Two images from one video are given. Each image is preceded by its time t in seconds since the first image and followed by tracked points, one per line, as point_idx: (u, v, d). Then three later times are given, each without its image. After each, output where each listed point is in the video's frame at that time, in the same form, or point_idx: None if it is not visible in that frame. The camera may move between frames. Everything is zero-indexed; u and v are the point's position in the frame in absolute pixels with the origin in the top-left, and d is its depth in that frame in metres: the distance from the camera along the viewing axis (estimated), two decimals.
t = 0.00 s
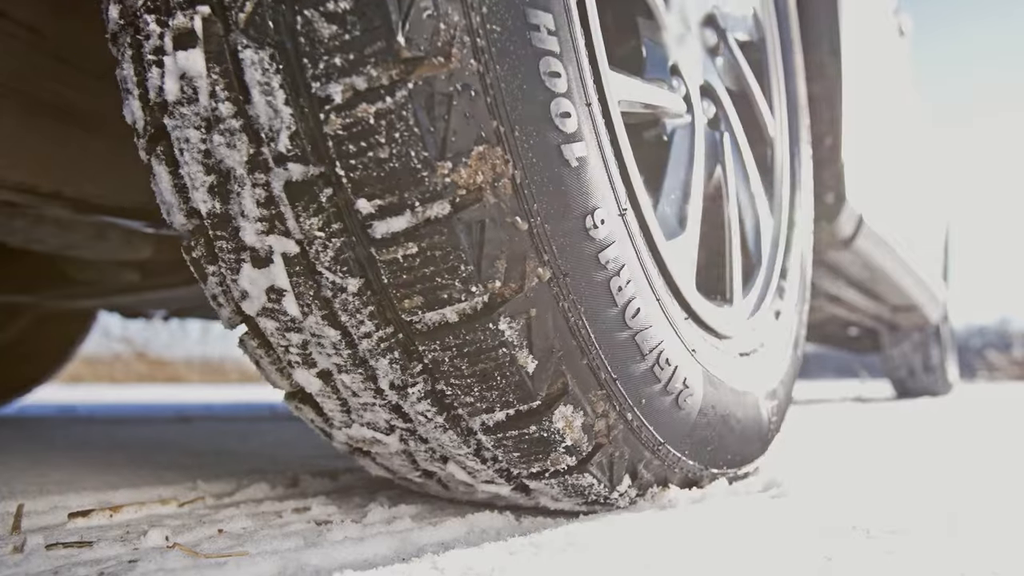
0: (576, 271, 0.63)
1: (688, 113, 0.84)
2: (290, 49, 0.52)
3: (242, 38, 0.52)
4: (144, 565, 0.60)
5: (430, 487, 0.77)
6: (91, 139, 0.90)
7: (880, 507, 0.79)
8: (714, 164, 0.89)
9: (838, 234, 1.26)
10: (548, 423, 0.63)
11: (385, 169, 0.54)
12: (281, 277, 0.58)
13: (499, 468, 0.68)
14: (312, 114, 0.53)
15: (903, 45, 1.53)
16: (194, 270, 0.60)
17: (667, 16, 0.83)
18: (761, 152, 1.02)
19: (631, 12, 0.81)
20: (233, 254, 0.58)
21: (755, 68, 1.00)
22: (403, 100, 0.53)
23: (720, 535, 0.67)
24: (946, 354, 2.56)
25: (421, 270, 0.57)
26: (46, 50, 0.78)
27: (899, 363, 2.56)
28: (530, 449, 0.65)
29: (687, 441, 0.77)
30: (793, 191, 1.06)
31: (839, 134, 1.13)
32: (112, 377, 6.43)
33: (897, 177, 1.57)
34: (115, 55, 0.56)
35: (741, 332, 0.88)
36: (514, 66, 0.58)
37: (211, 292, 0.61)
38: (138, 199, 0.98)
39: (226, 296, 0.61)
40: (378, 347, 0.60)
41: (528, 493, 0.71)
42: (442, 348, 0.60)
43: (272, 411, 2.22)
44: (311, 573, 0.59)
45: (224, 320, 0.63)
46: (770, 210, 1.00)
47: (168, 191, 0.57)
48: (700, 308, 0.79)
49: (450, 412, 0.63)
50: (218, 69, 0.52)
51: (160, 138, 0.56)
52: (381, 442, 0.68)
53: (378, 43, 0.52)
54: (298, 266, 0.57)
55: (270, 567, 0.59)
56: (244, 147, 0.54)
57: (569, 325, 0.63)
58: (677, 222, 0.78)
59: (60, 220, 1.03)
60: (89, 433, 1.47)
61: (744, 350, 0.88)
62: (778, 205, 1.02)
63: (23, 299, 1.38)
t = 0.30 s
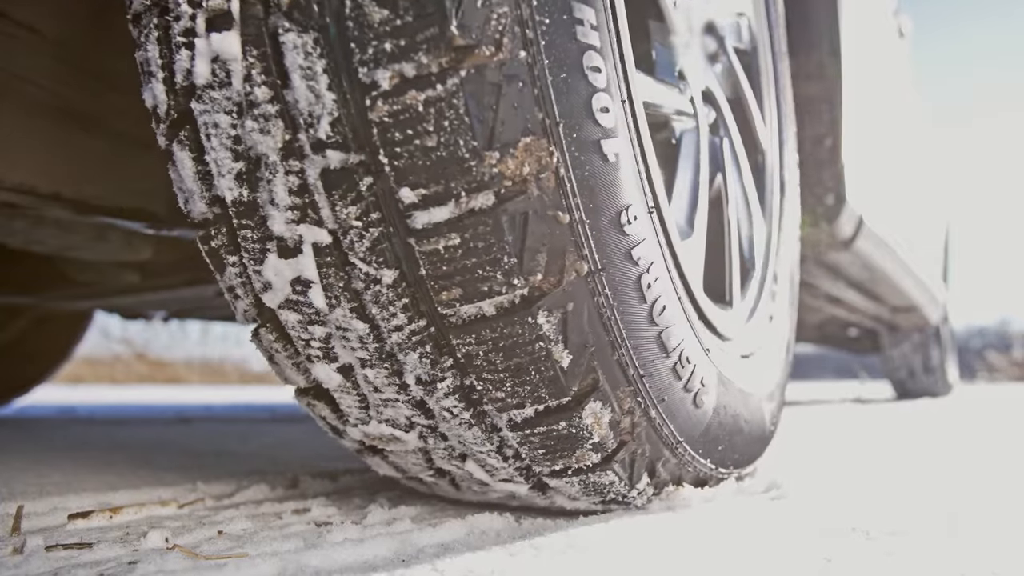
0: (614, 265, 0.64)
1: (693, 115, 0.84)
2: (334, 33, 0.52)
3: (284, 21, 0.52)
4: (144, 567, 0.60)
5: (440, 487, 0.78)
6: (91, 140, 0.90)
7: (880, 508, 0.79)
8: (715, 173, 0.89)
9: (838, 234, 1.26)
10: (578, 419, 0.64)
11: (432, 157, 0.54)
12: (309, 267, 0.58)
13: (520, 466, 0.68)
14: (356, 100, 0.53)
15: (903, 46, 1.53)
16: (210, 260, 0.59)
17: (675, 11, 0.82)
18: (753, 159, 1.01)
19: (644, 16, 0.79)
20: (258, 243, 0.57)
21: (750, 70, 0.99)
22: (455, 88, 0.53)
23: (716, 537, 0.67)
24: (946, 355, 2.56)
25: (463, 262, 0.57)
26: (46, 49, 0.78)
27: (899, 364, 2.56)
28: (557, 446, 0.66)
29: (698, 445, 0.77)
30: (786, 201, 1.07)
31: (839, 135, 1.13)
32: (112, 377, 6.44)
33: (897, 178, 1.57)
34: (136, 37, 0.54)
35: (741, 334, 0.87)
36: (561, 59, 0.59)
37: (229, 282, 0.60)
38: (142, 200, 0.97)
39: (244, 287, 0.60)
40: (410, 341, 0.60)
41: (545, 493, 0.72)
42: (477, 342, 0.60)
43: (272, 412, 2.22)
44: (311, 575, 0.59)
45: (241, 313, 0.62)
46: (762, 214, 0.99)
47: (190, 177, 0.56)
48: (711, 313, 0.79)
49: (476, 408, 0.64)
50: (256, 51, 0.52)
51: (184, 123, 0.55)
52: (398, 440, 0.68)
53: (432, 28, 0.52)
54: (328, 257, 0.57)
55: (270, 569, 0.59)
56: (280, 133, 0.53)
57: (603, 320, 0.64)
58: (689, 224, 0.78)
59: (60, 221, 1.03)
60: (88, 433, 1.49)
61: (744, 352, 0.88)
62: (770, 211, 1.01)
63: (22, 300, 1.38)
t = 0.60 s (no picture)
0: (650, 258, 0.66)
1: (698, 117, 0.82)
2: (380, 18, 0.52)
3: (329, 6, 0.52)
4: (144, 568, 0.60)
5: (453, 487, 0.79)
6: (83, 140, 0.90)
7: (880, 508, 0.79)
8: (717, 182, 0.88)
9: (838, 235, 1.26)
10: (608, 414, 0.64)
11: (479, 147, 0.55)
12: (339, 259, 0.58)
13: (540, 464, 0.69)
14: (403, 86, 0.53)
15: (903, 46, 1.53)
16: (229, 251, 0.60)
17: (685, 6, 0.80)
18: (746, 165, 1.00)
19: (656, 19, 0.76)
20: (284, 233, 0.58)
21: (745, 74, 0.99)
22: (507, 77, 0.53)
23: (716, 539, 0.67)
24: (946, 356, 2.56)
25: (505, 253, 0.57)
26: (48, 49, 0.78)
27: (899, 365, 2.56)
28: (582, 443, 0.66)
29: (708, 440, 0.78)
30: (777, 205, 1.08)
31: (839, 136, 1.13)
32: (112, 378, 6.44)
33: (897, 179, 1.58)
34: (163, 21, 0.55)
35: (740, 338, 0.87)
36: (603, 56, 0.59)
37: (248, 275, 0.61)
38: (140, 199, 0.96)
39: (265, 278, 0.61)
40: (441, 334, 0.60)
41: (562, 491, 0.72)
42: (512, 336, 0.60)
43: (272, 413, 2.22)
44: None
45: (258, 307, 0.63)
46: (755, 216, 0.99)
47: (215, 164, 0.57)
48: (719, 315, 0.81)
49: (503, 404, 0.64)
50: (297, 36, 0.52)
51: (212, 108, 0.55)
52: (418, 436, 0.68)
53: (486, 16, 0.52)
54: (361, 248, 0.57)
55: (270, 569, 0.59)
56: (317, 119, 0.53)
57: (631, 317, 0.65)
58: (699, 226, 0.78)
59: (61, 222, 1.03)
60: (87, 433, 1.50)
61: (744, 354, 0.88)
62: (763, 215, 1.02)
63: (22, 300, 1.38)
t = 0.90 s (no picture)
0: (666, 258, 0.67)
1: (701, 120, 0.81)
2: (404, 12, 0.51)
3: None
4: (143, 569, 0.60)
5: (458, 487, 0.79)
6: (80, 139, 0.89)
7: (880, 509, 0.79)
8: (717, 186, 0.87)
9: (837, 235, 1.27)
10: (622, 413, 0.65)
11: (504, 143, 0.54)
12: (356, 255, 0.58)
13: (551, 464, 0.69)
14: (427, 80, 0.52)
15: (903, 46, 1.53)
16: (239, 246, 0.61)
17: (687, 7, 0.80)
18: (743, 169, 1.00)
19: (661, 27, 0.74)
20: (299, 229, 0.58)
21: (743, 77, 1.00)
22: (534, 73, 0.53)
23: (715, 539, 0.67)
24: (946, 357, 2.56)
25: (526, 250, 0.57)
26: (48, 50, 0.79)
27: (898, 365, 2.56)
28: (595, 442, 0.67)
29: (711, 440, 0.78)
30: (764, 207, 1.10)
31: (839, 136, 1.13)
32: (112, 378, 6.44)
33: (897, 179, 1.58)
34: (178, 11, 0.55)
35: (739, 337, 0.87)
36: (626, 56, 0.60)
37: (259, 270, 0.61)
38: (139, 199, 0.95)
39: (276, 275, 0.61)
40: (458, 331, 0.60)
41: (570, 491, 0.73)
42: (530, 334, 0.61)
43: (273, 413, 2.22)
44: None
45: (266, 303, 0.63)
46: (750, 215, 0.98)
47: (228, 158, 0.57)
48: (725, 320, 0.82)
49: (517, 403, 0.64)
50: (318, 28, 0.52)
51: (228, 101, 0.55)
52: (428, 435, 0.69)
53: (514, 11, 0.52)
54: (378, 244, 0.57)
55: (270, 570, 0.59)
56: (337, 112, 0.53)
57: (648, 316, 0.66)
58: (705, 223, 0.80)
59: (60, 222, 1.03)
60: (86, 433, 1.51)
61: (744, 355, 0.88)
62: (755, 212, 1.02)
63: (22, 300, 1.38)
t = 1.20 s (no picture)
0: (688, 256, 0.68)
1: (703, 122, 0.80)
2: (438, 5, 0.52)
3: None
4: (143, 569, 0.60)
5: (463, 488, 0.80)
6: (80, 140, 0.89)
7: (880, 509, 0.79)
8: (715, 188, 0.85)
9: (837, 235, 1.27)
10: (641, 410, 0.66)
11: (536, 136, 0.55)
12: (378, 249, 0.58)
13: (566, 461, 0.70)
14: (460, 72, 0.53)
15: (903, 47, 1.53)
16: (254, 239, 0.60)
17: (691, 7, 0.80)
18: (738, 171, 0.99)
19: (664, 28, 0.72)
20: (320, 222, 0.58)
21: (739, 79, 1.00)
22: (570, 67, 0.53)
23: (717, 539, 0.67)
24: (946, 357, 2.56)
25: (555, 245, 0.58)
26: (48, 50, 0.81)
27: (898, 365, 2.56)
28: (613, 440, 0.68)
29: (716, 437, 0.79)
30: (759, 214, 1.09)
31: (840, 136, 1.13)
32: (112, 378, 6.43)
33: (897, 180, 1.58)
34: None
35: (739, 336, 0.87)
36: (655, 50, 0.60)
37: (274, 265, 0.61)
38: (138, 199, 0.95)
39: (291, 269, 0.61)
40: (481, 327, 0.61)
41: (581, 489, 0.74)
42: (555, 330, 0.61)
43: (273, 413, 2.22)
44: None
45: (280, 298, 0.64)
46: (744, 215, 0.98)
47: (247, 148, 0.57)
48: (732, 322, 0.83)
49: (535, 400, 0.65)
50: (348, 18, 0.52)
51: (248, 90, 0.55)
52: (442, 433, 0.69)
53: (551, 5, 0.52)
54: (402, 238, 0.57)
55: (270, 569, 0.59)
56: (365, 104, 0.53)
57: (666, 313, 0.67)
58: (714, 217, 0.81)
59: (60, 222, 1.03)
60: (85, 433, 1.51)
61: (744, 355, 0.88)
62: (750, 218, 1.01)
63: (21, 300, 1.38)
